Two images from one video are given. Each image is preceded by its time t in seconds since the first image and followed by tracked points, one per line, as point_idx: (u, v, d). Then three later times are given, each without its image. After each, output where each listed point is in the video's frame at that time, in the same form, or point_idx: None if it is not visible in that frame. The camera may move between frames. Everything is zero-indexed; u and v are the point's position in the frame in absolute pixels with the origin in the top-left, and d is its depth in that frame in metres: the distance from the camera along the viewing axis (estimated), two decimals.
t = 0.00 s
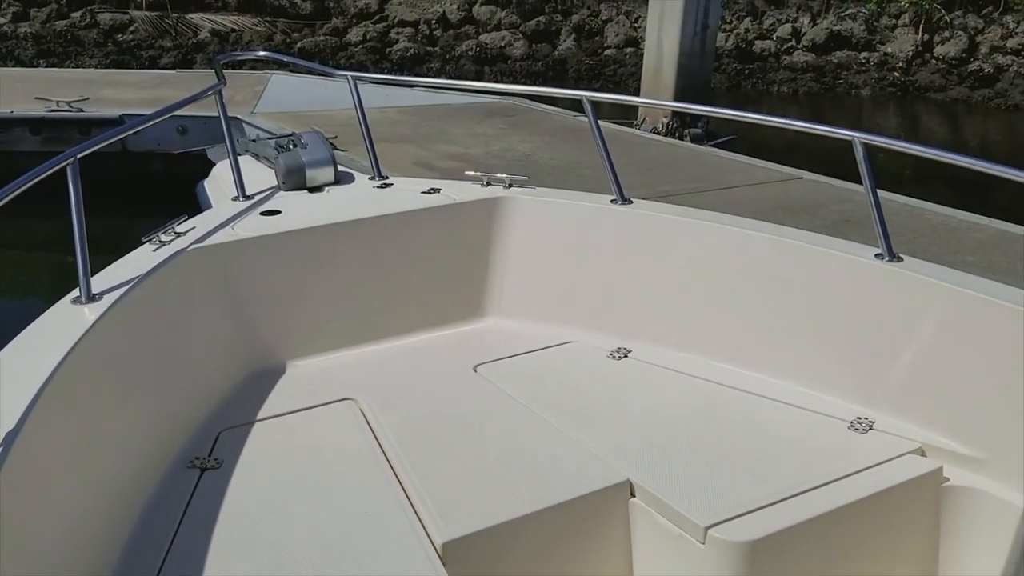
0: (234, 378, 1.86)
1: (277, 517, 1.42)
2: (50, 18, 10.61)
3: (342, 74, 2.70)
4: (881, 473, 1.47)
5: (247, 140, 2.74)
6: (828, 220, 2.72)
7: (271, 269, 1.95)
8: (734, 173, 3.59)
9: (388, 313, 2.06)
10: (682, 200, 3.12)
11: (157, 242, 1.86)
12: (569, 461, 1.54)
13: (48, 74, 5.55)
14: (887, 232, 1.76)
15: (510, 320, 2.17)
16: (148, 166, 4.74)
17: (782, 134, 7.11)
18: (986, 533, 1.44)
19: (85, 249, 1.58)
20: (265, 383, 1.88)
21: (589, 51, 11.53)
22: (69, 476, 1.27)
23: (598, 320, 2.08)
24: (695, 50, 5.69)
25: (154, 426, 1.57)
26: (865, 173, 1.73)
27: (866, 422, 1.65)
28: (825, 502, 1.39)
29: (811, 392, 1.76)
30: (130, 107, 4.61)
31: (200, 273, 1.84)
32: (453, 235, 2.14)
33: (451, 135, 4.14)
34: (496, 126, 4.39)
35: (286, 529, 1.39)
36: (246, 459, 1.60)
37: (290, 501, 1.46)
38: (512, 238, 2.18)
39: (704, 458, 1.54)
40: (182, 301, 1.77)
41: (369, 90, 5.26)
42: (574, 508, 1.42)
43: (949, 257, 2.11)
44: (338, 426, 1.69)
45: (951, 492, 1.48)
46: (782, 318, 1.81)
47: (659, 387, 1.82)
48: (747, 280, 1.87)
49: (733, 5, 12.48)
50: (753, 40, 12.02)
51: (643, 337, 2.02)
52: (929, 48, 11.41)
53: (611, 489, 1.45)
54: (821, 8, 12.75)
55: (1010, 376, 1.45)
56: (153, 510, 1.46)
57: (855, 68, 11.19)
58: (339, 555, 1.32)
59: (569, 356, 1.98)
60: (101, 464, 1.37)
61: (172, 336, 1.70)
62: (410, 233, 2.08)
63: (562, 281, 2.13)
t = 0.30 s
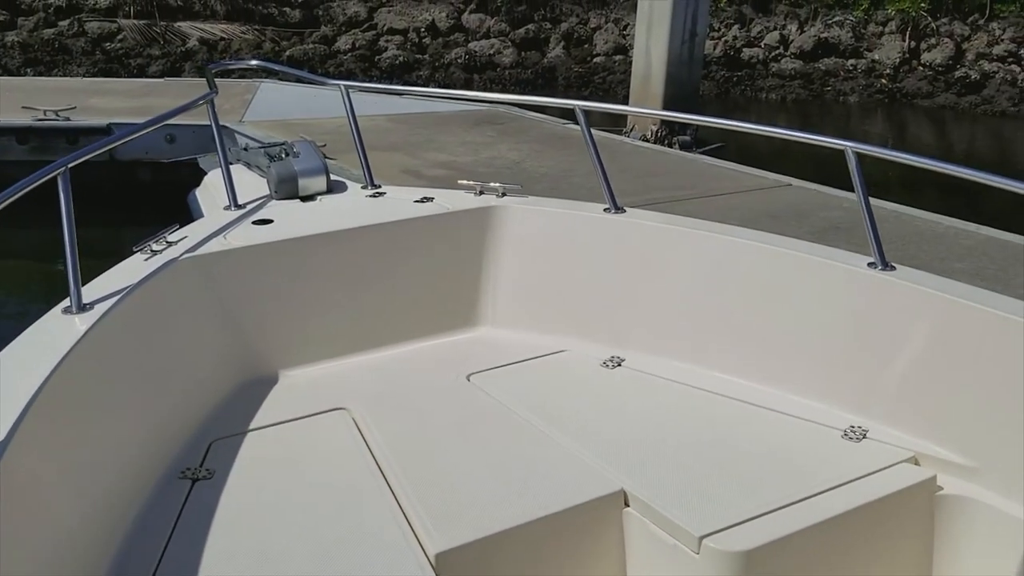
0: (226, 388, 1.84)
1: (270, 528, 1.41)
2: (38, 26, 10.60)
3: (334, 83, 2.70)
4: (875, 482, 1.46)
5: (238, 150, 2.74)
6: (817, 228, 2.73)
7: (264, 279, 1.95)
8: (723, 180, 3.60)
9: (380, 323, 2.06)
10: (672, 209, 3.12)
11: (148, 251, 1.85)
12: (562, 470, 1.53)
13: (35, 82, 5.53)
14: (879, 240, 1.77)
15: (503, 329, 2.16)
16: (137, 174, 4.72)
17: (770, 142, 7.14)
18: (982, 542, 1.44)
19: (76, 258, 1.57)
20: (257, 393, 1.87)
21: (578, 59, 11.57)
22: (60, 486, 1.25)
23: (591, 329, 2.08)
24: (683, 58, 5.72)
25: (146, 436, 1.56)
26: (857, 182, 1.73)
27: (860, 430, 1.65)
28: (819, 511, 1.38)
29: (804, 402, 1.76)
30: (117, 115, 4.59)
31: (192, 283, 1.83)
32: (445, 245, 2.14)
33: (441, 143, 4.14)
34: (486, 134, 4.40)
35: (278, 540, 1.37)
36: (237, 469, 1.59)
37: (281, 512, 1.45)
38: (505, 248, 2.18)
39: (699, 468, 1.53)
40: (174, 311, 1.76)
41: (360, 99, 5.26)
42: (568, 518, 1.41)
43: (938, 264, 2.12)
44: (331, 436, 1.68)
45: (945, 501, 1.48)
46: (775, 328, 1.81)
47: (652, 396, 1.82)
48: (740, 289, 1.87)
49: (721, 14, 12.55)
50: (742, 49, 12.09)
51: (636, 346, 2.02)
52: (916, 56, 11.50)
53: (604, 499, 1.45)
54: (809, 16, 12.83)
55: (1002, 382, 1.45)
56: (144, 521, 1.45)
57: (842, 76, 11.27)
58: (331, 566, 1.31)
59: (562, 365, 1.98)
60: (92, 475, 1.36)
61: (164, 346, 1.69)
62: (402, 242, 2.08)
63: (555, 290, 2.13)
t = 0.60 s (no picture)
0: (220, 394, 1.84)
1: (266, 534, 1.40)
2: (28, 30, 10.58)
3: (329, 87, 2.69)
4: (871, 486, 1.47)
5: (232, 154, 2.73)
6: (808, 231, 2.74)
7: (258, 284, 1.94)
8: (715, 183, 3.60)
9: (375, 327, 2.06)
10: (665, 212, 3.13)
11: (143, 257, 1.84)
12: (558, 475, 1.53)
13: (25, 87, 5.51)
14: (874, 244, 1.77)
15: (498, 333, 2.16)
16: (129, 179, 4.70)
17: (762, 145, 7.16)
18: (978, 544, 1.44)
19: (70, 263, 1.56)
20: (252, 399, 1.87)
21: (570, 63, 11.59)
22: (54, 493, 1.25)
23: (587, 333, 2.08)
24: (675, 61, 5.73)
25: (140, 442, 1.55)
26: (852, 186, 1.73)
27: (855, 434, 1.65)
28: (816, 517, 1.38)
29: (800, 406, 1.77)
30: (109, 120, 4.58)
31: (187, 288, 1.83)
32: (441, 249, 2.14)
33: (434, 147, 4.15)
34: (479, 137, 4.40)
35: (274, 546, 1.37)
36: (232, 475, 1.58)
37: (277, 518, 1.44)
38: (501, 252, 2.18)
39: (695, 472, 1.53)
40: (168, 316, 1.75)
41: (353, 103, 5.26)
42: (565, 524, 1.41)
43: (929, 267, 2.13)
44: (327, 441, 1.68)
45: (941, 505, 1.48)
46: (771, 332, 1.82)
47: (647, 400, 1.82)
48: (735, 293, 1.87)
49: (713, 17, 12.58)
50: (733, 52, 12.12)
51: (632, 350, 2.02)
52: (906, 58, 11.55)
53: (601, 504, 1.45)
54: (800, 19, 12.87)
55: (997, 386, 1.46)
56: (138, 528, 1.44)
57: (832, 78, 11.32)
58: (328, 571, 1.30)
59: (558, 370, 1.98)
60: (86, 481, 1.35)
61: (158, 351, 1.69)
62: (398, 247, 2.07)
63: (550, 293, 2.13)
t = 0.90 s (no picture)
0: (213, 397, 1.83)
1: (259, 537, 1.40)
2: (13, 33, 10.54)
3: (325, 90, 2.68)
4: (865, 488, 1.47)
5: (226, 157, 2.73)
6: (797, 233, 2.75)
7: (251, 286, 1.94)
8: (704, 186, 3.61)
9: (369, 330, 2.05)
10: (656, 215, 3.14)
11: (135, 259, 1.84)
12: (552, 477, 1.53)
13: (11, 90, 5.48)
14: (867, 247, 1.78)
15: (492, 336, 2.16)
16: (116, 182, 4.68)
17: (750, 148, 7.19)
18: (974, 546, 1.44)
19: (62, 266, 1.55)
20: (245, 402, 1.86)
21: (559, 65, 11.60)
22: (46, 496, 1.24)
23: (580, 336, 2.08)
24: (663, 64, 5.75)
25: (133, 446, 1.54)
26: (845, 188, 1.74)
27: (849, 435, 1.66)
28: (809, 518, 1.39)
29: (794, 407, 1.77)
30: (96, 123, 4.56)
31: (179, 291, 1.82)
32: (434, 252, 2.13)
33: (423, 149, 4.15)
34: (468, 140, 4.40)
35: (268, 549, 1.36)
36: (226, 478, 1.57)
37: (270, 521, 1.44)
38: (495, 254, 2.18)
39: (688, 474, 1.53)
40: (161, 319, 1.75)
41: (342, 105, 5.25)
42: (559, 526, 1.41)
43: (916, 268, 2.15)
44: (320, 444, 1.68)
45: (934, 506, 1.49)
46: (765, 334, 1.82)
47: (642, 402, 1.82)
48: (729, 295, 1.88)
49: (701, 20, 12.61)
50: (722, 55, 12.16)
51: (625, 352, 2.02)
52: (894, 61, 11.61)
53: (595, 505, 1.45)
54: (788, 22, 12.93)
55: (989, 388, 1.46)
56: (131, 531, 1.43)
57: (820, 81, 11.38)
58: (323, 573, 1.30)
59: (552, 372, 1.98)
60: (78, 484, 1.34)
61: (151, 354, 1.68)
62: (392, 250, 2.07)
63: (543, 295, 2.13)
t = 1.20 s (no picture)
0: (203, 399, 1.83)
1: (249, 538, 1.39)
2: None
3: (314, 92, 2.68)
4: (854, 487, 1.48)
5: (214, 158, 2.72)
6: (784, 234, 2.77)
7: (241, 287, 1.93)
8: (690, 187, 3.62)
9: (359, 331, 2.05)
10: (643, 216, 3.15)
11: (124, 261, 1.83)
12: (542, 478, 1.53)
13: None
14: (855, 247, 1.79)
15: (482, 337, 2.16)
16: (101, 185, 4.65)
17: (737, 149, 7.22)
18: (962, 544, 1.46)
19: (50, 267, 1.54)
20: (235, 403, 1.86)
21: (546, 67, 11.61)
22: (35, 498, 1.23)
23: (570, 336, 2.08)
24: (649, 66, 5.76)
25: (122, 449, 1.53)
26: (833, 189, 1.75)
27: (837, 434, 1.67)
28: (798, 518, 1.40)
29: (783, 407, 1.78)
30: (81, 125, 4.53)
31: (168, 292, 1.81)
32: (424, 253, 2.13)
33: (410, 151, 4.14)
34: (455, 142, 4.40)
35: (258, 550, 1.36)
36: (216, 479, 1.57)
37: (261, 522, 1.44)
38: (485, 256, 2.18)
39: (678, 474, 1.54)
40: (150, 321, 1.74)
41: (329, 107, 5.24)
42: (550, 526, 1.42)
43: (900, 268, 2.16)
44: (311, 446, 1.67)
45: (922, 505, 1.50)
46: (753, 335, 1.83)
47: (631, 403, 1.83)
48: (718, 296, 1.89)
49: (688, 22, 12.65)
50: (709, 57, 12.20)
51: (615, 352, 2.02)
52: (879, 62, 11.68)
53: (585, 505, 1.45)
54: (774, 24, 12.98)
55: (975, 388, 1.48)
56: (121, 533, 1.43)
57: (806, 83, 11.44)
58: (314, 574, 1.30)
59: (542, 373, 1.98)
60: (68, 486, 1.34)
61: (140, 356, 1.67)
62: (382, 251, 2.07)
63: (533, 297, 2.14)
